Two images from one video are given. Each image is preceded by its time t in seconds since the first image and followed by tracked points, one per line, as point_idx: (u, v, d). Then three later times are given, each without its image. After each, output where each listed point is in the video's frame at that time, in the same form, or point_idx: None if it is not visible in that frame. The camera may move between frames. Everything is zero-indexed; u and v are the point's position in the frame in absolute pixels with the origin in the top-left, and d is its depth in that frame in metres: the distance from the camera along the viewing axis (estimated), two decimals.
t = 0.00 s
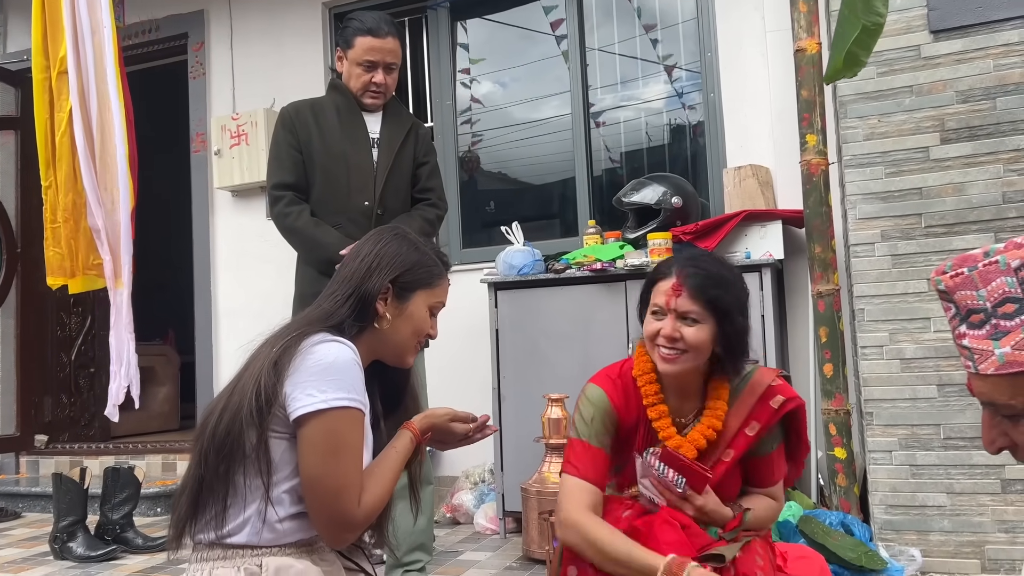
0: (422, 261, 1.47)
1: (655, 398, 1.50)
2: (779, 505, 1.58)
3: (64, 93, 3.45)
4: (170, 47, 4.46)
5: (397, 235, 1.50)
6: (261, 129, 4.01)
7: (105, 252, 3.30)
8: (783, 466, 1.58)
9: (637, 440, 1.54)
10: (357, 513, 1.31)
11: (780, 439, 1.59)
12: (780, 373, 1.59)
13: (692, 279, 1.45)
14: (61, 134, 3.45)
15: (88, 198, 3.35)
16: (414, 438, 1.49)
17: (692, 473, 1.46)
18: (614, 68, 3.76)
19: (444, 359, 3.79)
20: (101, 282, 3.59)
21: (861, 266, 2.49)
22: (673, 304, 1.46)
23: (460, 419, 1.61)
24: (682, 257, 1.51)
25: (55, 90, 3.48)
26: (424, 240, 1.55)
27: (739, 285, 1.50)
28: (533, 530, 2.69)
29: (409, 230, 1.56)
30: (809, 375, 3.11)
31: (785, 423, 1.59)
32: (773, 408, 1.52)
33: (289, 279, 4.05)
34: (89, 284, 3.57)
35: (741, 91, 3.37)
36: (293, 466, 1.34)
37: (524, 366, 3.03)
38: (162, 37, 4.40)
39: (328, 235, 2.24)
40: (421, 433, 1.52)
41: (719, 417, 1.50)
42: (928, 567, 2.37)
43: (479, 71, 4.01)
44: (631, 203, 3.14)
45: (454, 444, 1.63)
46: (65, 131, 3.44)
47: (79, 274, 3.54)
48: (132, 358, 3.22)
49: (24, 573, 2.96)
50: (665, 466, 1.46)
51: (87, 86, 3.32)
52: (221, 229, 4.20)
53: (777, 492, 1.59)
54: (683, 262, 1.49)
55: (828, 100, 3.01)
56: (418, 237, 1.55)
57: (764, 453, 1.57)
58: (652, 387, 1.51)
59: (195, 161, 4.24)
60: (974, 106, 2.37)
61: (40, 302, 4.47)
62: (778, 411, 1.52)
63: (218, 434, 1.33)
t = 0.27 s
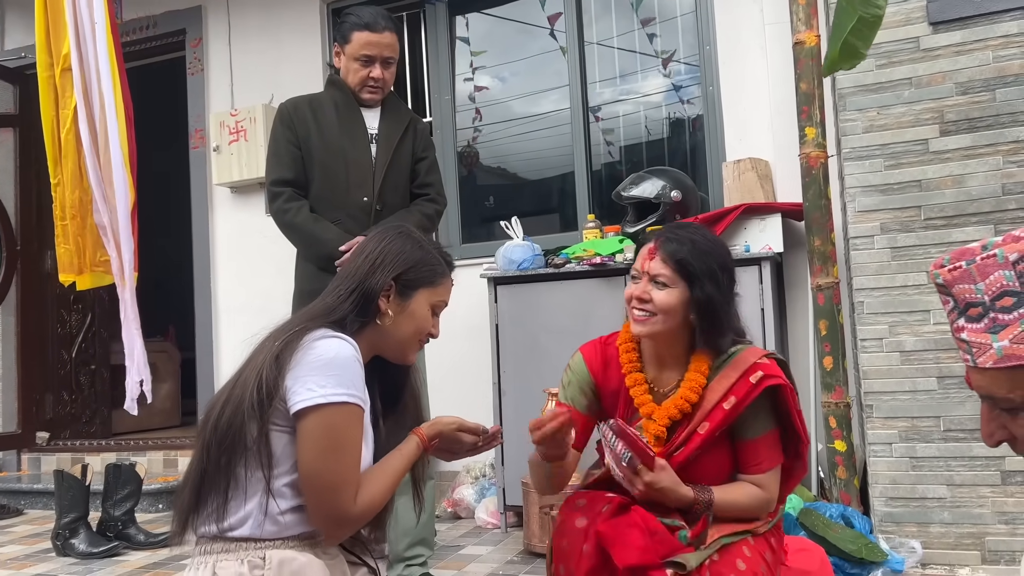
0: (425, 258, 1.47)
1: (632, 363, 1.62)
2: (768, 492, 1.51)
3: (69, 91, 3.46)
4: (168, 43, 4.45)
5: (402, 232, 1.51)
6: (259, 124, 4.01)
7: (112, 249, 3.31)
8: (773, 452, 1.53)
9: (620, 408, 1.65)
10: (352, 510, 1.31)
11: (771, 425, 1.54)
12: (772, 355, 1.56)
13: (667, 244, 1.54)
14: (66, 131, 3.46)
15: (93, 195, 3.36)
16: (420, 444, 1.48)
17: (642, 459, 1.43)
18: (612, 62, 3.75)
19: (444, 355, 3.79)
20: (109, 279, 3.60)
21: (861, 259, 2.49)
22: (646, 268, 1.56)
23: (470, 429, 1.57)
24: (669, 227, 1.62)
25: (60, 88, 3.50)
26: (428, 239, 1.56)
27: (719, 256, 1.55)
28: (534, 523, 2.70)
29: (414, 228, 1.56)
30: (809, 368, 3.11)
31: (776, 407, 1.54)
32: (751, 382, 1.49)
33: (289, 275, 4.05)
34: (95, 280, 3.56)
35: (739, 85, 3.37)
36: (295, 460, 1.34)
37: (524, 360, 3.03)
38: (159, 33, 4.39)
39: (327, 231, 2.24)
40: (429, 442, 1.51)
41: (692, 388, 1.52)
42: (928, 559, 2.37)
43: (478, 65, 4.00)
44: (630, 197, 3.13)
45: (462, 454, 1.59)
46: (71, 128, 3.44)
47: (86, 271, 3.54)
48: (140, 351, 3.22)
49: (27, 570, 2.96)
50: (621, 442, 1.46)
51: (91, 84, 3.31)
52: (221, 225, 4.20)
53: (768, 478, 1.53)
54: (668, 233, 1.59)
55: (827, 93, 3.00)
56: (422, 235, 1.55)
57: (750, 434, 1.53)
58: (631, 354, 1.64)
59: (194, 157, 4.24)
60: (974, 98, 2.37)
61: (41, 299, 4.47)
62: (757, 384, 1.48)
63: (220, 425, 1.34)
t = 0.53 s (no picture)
0: (428, 253, 1.47)
1: (628, 347, 1.74)
2: (756, 480, 1.56)
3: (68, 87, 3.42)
4: (168, 40, 4.45)
5: (404, 225, 1.52)
6: (260, 121, 4.01)
7: (111, 246, 3.30)
8: (763, 438, 1.57)
9: (619, 391, 1.75)
10: (348, 507, 1.32)
11: (763, 412, 1.59)
12: (764, 339, 1.62)
13: (657, 227, 1.63)
14: (65, 128, 3.44)
15: (92, 192, 3.35)
16: (420, 446, 1.48)
17: (615, 436, 1.51)
18: (613, 57, 3.74)
19: (445, 351, 3.79)
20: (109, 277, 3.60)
21: (863, 253, 2.48)
22: (638, 251, 1.65)
23: (471, 432, 1.57)
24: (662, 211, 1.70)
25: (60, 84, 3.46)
26: (432, 234, 1.55)
27: (708, 238, 1.63)
28: (537, 519, 2.70)
29: (417, 223, 1.56)
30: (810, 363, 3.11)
31: (768, 392, 1.60)
32: (739, 363, 1.56)
33: (290, 272, 4.05)
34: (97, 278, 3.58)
35: (740, 80, 3.36)
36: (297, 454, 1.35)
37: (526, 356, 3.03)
38: (159, 30, 4.38)
39: (328, 228, 2.24)
40: (429, 444, 1.51)
41: (682, 370, 1.61)
42: (931, 553, 2.38)
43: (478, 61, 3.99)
44: (631, 192, 3.12)
45: (465, 456, 1.59)
46: (69, 125, 3.43)
47: (86, 268, 3.54)
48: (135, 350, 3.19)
49: (31, 567, 2.97)
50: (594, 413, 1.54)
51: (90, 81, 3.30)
52: (222, 222, 4.20)
53: (758, 465, 1.57)
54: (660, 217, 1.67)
55: (829, 86, 2.99)
56: (426, 230, 1.55)
57: (740, 420, 1.59)
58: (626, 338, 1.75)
59: (194, 154, 4.23)
60: (975, 91, 2.36)
61: (42, 297, 4.47)
62: (744, 365, 1.55)
63: (223, 418, 1.34)
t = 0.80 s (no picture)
0: (429, 251, 1.47)
1: (629, 336, 1.74)
2: (758, 474, 1.55)
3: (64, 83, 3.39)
4: (170, 39, 4.45)
5: (405, 223, 1.51)
6: (262, 119, 4.01)
7: (106, 244, 3.27)
8: (765, 429, 1.57)
9: (621, 383, 1.75)
10: (346, 507, 1.32)
11: (764, 404, 1.58)
12: (765, 330, 1.62)
13: (658, 219, 1.63)
14: (59, 125, 3.41)
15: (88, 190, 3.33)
16: (418, 447, 1.48)
17: (613, 430, 1.51)
18: (615, 53, 3.73)
19: (448, 348, 3.79)
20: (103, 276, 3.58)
21: (866, 249, 2.48)
22: (639, 243, 1.65)
23: (469, 431, 1.54)
24: (663, 202, 1.69)
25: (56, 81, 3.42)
26: (434, 233, 1.55)
27: (709, 230, 1.62)
28: (540, 516, 2.70)
29: (419, 222, 1.56)
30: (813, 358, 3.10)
31: (768, 385, 1.59)
32: (740, 353, 1.56)
33: (292, 270, 4.06)
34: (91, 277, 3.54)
35: (741, 75, 3.35)
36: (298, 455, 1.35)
37: (528, 353, 3.03)
38: (161, 28, 4.38)
39: (330, 226, 2.24)
40: (428, 445, 1.50)
41: (682, 361, 1.61)
42: (935, 549, 2.37)
43: (480, 58, 3.99)
44: (633, 188, 3.11)
45: (464, 454, 1.56)
46: (65, 122, 3.40)
47: (80, 267, 3.52)
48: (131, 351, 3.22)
49: (35, 565, 2.98)
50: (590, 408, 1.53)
51: (88, 78, 3.29)
52: (224, 221, 4.20)
53: (759, 457, 1.56)
54: (662, 208, 1.66)
55: (831, 81, 2.99)
56: (427, 228, 1.55)
57: (742, 412, 1.58)
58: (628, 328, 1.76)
59: (196, 153, 4.23)
60: (979, 86, 2.36)
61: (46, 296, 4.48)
62: (745, 355, 1.55)
63: (224, 418, 1.34)
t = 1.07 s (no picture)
0: (429, 250, 1.47)
1: (634, 332, 1.75)
2: (764, 471, 1.55)
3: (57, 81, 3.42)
4: (172, 38, 4.45)
5: (407, 222, 1.52)
6: (264, 118, 4.01)
7: (93, 243, 3.29)
8: (770, 427, 1.57)
9: (625, 380, 1.75)
10: (351, 508, 1.32)
11: (769, 401, 1.58)
12: (771, 327, 1.62)
13: (664, 217, 1.62)
14: (52, 123, 3.45)
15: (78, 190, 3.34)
16: (419, 445, 1.48)
17: (616, 428, 1.50)
18: (617, 51, 3.73)
19: (451, 347, 3.80)
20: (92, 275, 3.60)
21: (869, 246, 2.47)
22: (644, 242, 1.64)
23: (467, 425, 1.54)
24: (668, 199, 1.69)
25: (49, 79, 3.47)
26: (433, 232, 1.55)
27: (715, 227, 1.62)
28: (543, 514, 2.70)
29: (419, 221, 1.56)
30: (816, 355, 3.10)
31: (775, 382, 1.59)
32: (746, 349, 1.55)
33: (295, 269, 4.06)
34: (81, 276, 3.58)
35: (744, 72, 3.34)
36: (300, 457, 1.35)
37: (531, 351, 3.03)
38: (163, 28, 4.38)
39: (333, 225, 2.24)
40: (427, 441, 1.50)
41: (687, 358, 1.60)
42: (939, 546, 2.37)
43: (482, 56, 3.99)
44: (636, 185, 3.11)
45: (465, 448, 1.56)
46: (57, 120, 3.43)
47: (69, 265, 3.56)
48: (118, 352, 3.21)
49: (40, 564, 2.99)
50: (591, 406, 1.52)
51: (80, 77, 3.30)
52: (226, 219, 4.20)
53: (765, 455, 1.56)
54: (667, 205, 1.66)
55: (834, 78, 2.98)
56: (427, 227, 1.55)
57: (748, 409, 1.58)
58: (634, 324, 1.76)
59: (199, 152, 4.23)
60: (982, 82, 2.35)
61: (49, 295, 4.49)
62: (751, 352, 1.55)
63: (225, 420, 1.34)
